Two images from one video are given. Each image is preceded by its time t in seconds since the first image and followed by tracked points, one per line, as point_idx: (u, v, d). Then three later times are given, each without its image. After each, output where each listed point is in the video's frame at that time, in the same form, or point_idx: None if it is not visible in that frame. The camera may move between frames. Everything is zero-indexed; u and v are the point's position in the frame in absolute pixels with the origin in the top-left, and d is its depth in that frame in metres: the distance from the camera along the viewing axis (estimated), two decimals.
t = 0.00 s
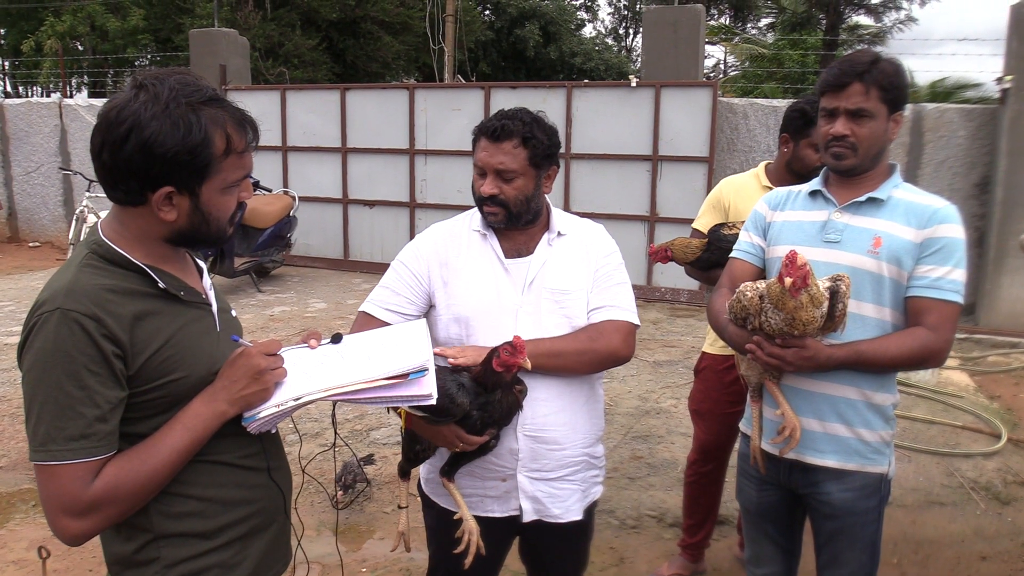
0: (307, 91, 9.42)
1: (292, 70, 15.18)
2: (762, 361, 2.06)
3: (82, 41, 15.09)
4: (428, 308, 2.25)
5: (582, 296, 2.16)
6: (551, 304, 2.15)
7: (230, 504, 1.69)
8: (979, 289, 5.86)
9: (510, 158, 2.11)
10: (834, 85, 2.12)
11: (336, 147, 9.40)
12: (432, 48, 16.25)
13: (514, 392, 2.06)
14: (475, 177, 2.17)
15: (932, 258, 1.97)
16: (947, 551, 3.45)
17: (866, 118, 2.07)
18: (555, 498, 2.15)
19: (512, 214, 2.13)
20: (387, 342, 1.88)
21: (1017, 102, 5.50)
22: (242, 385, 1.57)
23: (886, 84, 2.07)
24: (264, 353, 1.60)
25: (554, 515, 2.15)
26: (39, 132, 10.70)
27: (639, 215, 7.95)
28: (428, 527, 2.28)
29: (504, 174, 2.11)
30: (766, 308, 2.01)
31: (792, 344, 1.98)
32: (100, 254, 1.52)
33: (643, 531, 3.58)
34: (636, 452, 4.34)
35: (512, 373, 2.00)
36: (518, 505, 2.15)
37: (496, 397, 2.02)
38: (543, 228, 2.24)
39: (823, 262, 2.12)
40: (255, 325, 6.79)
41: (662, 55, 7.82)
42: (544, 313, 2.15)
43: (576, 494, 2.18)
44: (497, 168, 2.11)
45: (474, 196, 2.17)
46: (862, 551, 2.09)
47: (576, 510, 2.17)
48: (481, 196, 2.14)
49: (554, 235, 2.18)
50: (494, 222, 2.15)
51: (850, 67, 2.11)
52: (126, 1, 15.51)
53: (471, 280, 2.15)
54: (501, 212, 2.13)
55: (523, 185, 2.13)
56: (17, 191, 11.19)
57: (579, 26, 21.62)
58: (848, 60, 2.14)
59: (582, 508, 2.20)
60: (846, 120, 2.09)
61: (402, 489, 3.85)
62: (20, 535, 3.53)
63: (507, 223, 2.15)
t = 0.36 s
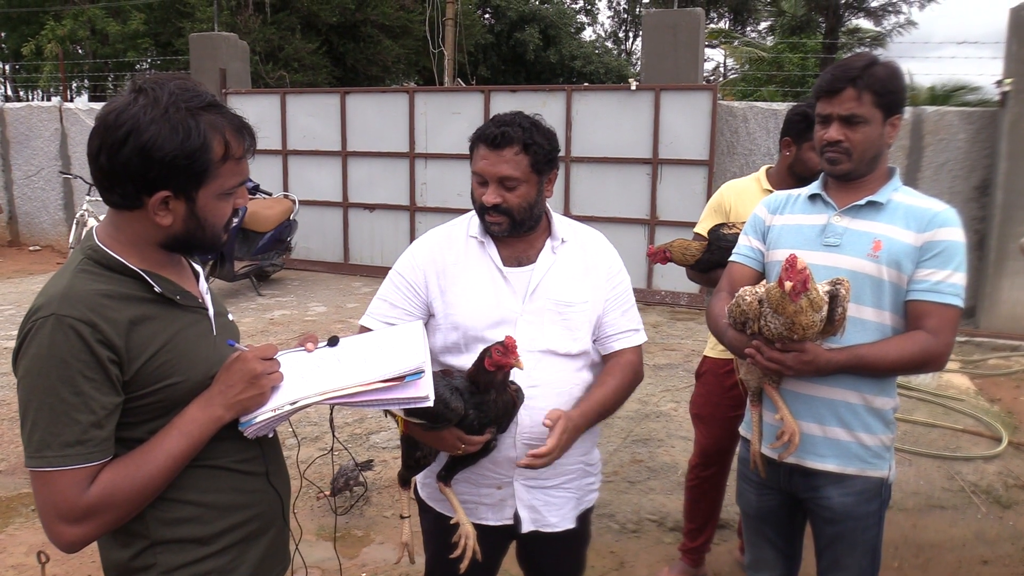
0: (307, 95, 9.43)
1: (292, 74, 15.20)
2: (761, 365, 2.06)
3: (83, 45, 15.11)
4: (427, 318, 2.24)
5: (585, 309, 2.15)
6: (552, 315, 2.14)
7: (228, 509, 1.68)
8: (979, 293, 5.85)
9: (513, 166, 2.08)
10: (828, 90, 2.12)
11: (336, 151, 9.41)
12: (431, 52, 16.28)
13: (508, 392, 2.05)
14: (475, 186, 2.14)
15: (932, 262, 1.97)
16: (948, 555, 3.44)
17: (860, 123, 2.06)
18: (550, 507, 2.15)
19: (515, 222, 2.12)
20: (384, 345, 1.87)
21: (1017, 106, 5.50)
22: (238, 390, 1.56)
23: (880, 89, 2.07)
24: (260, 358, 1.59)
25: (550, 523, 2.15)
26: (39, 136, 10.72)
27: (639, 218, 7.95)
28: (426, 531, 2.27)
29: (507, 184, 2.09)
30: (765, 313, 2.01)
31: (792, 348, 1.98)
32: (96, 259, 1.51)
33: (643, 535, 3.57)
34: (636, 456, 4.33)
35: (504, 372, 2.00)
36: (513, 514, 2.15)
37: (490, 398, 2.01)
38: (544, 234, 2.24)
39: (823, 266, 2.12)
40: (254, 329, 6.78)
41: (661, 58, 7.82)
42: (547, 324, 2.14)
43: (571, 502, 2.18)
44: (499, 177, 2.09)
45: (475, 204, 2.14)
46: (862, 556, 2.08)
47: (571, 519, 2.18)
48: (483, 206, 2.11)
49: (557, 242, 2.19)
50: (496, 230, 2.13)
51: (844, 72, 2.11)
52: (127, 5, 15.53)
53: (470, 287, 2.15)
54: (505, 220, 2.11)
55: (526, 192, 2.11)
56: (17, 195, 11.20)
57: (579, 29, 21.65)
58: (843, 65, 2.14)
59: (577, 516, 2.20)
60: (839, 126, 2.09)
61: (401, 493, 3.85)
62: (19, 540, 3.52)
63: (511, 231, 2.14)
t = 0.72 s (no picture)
0: (306, 98, 9.43)
1: (291, 77, 15.22)
2: (758, 369, 2.05)
3: (82, 48, 15.10)
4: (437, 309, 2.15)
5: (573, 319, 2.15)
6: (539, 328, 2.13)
7: (224, 513, 1.68)
8: (978, 295, 5.85)
9: (516, 174, 2.01)
10: (820, 95, 2.12)
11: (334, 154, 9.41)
12: (431, 55, 16.30)
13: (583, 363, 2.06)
14: (477, 194, 2.08)
15: (929, 264, 1.96)
16: (947, 558, 3.43)
17: (853, 127, 2.06)
18: (543, 511, 2.14)
19: (517, 230, 2.07)
20: (377, 350, 1.85)
21: (1015, 108, 5.50)
22: (233, 395, 1.56)
23: (872, 92, 2.06)
24: (254, 363, 1.60)
25: (543, 527, 2.15)
26: (38, 139, 10.71)
27: (638, 221, 7.95)
28: (423, 533, 2.25)
29: (510, 192, 2.03)
30: (762, 316, 2.00)
31: (789, 352, 1.98)
32: (90, 263, 1.51)
33: (642, 538, 3.56)
34: (635, 458, 4.33)
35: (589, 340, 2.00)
36: (507, 519, 2.15)
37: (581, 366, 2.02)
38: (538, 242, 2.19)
39: (820, 268, 2.12)
40: (253, 331, 6.77)
41: (660, 60, 7.82)
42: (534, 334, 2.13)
43: (565, 505, 2.17)
44: (503, 186, 2.02)
45: (477, 212, 2.09)
46: (861, 558, 2.08)
47: (564, 522, 2.17)
48: (485, 215, 2.06)
49: (549, 252, 2.15)
50: (498, 237, 2.08)
51: (835, 76, 2.11)
52: (126, 8, 15.54)
53: (470, 293, 2.12)
54: (508, 228, 2.06)
55: (530, 200, 2.06)
56: (16, 198, 11.19)
57: (578, 32, 21.68)
58: (836, 68, 2.14)
59: (571, 518, 2.19)
60: (832, 130, 2.09)
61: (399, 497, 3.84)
62: (16, 544, 3.51)
63: (513, 238, 2.09)
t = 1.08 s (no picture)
0: (304, 100, 9.43)
1: (289, 79, 15.22)
2: (757, 371, 2.05)
3: (80, 50, 15.11)
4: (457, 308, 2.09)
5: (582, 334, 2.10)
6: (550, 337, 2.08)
7: (216, 518, 1.67)
8: (976, 296, 5.85)
9: (532, 176, 1.99)
10: (818, 97, 2.12)
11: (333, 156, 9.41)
12: (429, 57, 16.29)
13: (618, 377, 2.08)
14: (492, 198, 2.05)
15: (928, 267, 1.97)
16: (946, 559, 3.43)
17: (851, 129, 2.06)
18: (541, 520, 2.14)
19: (535, 234, 2.05)
20: (366, 367, 1.84)
21: (1012, 109, 5.51)
22: (213, 407, 1.54)
23: (869, 93, 2.06)
24: (237, 376, 1.56)
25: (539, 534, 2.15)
26: (36, 141, 10.70)
27: (635, 223, 7.95)
28: (423, 535, 2.25)
29: (528, 196, 2.01)
30: (761, 318, 2.00)
31: (788, 354, 1.98)
32: (85, 264, 1.51)
33: (640, 540, 3.56)
34: (633, 460, 4.33)
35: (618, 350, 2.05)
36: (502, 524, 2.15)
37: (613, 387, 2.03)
38: (552, 247, 2.17)
39: (819, 270, 2.12)
40: (250, 334, 6.77)
41: (657, 62, 7.83)
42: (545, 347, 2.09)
43: (563, 513, 2.17)
44: (519, 190, 1.99)
45: (494, 219, 2.05)
46: (860, 560, 2.08)
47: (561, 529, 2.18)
48: (503, 220, 2.03)
49: (564, 261, 2.14)
50: (516, 243, 2.05)
51: (833, 77, 2.11)
52: (124, 11, 15.54)
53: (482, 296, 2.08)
54: (526, 233, 2.03)
55: (547, 203, 2.04)
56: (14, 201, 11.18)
57: (577, 34, 21.69)
58: (834, 69, 2.13)
59: (569, 525, 2.19)
60: (830, 131, 2.09)
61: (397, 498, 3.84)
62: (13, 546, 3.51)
63: (531, 244, 2.06)
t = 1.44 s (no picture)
0: (303, 100, 9.42)
1: (288, 79, 15.21)
2: (760, 373, 2.05)
3: (79, 50, 15.08)
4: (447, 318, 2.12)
5: (602, 331, 2.10)
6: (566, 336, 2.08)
7: (208, 520, 1.66)
8: (975, 296, 5.85)
9: (558, 173, 1.97)
10: (818, 97, 2.12)
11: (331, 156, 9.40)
12: (428, 57, 16.29)
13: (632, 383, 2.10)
14: (514, 195, 2.02)
15: (930, 267, 1.97)
16: (945, 559, 3.43)
17: (852, 129, 2.06)
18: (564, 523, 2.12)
19: (559, 231, 2.03)
20: (360, 378, 1.84)
21: (1011, 110, 5.51)
22: (200, 414, 1.52)
23: (870, 93, 2.05)
24: (225, 382, 1.54)
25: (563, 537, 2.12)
26: (34, 141, 10.69)
27: (635, 223, 7.95)
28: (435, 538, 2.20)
29: (553, 192, 1.98)
30: (764, 320, 1.99)
31: (791, 356, 1.97)
32: (78, 265, 1.51)
33: (639, 540, 3.55)
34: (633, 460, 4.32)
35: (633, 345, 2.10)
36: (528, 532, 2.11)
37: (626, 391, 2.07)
38: (568, 245, 2.15)
39: (821, 271, 2.12)
40: (249, 334, 6.75)
41: (656, 62, 7.83)
42: (562, 346, 2.08)
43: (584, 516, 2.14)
44: (545, 187, 1.97)
45: (515, 217, 2.02)
46: (861, 560, 2.07)
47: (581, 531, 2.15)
48: (527, 217, 2.00)
49: (581, 259, 2.12)
50: (538, 240, 2.02)
51: (834, 77, 2.10)
52: (122, 11, 15.52)
53: (493, 294, 2.06)
54: (550, 230, 2.01)
55: (570, 199, 2.02)
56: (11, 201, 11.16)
57: (575, 35, 21.68)
58: (833, 69, 2.13)
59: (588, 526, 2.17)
60: (831, 131, 2.09)
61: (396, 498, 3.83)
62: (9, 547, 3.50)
63: (554, 240, 2.04)
